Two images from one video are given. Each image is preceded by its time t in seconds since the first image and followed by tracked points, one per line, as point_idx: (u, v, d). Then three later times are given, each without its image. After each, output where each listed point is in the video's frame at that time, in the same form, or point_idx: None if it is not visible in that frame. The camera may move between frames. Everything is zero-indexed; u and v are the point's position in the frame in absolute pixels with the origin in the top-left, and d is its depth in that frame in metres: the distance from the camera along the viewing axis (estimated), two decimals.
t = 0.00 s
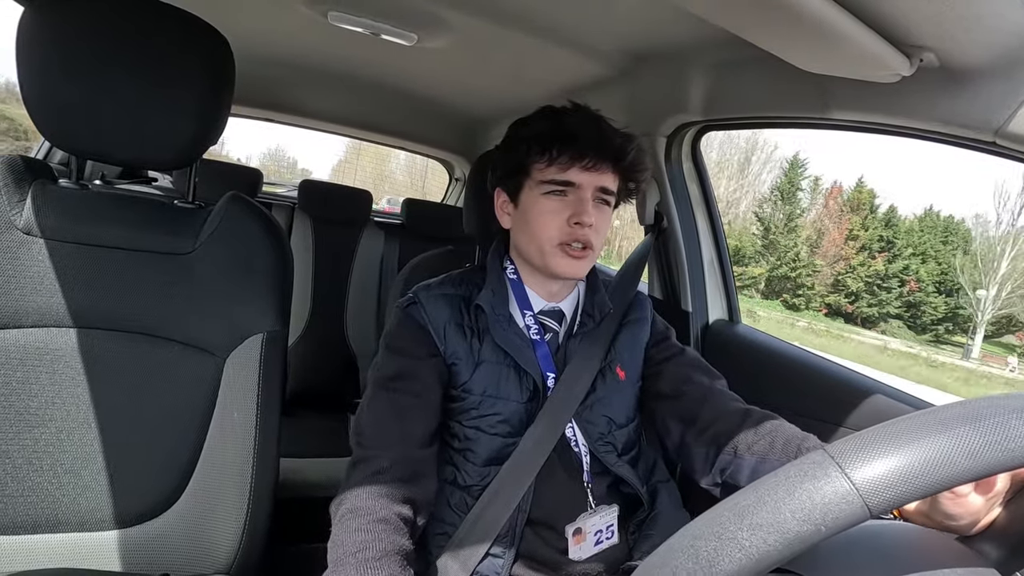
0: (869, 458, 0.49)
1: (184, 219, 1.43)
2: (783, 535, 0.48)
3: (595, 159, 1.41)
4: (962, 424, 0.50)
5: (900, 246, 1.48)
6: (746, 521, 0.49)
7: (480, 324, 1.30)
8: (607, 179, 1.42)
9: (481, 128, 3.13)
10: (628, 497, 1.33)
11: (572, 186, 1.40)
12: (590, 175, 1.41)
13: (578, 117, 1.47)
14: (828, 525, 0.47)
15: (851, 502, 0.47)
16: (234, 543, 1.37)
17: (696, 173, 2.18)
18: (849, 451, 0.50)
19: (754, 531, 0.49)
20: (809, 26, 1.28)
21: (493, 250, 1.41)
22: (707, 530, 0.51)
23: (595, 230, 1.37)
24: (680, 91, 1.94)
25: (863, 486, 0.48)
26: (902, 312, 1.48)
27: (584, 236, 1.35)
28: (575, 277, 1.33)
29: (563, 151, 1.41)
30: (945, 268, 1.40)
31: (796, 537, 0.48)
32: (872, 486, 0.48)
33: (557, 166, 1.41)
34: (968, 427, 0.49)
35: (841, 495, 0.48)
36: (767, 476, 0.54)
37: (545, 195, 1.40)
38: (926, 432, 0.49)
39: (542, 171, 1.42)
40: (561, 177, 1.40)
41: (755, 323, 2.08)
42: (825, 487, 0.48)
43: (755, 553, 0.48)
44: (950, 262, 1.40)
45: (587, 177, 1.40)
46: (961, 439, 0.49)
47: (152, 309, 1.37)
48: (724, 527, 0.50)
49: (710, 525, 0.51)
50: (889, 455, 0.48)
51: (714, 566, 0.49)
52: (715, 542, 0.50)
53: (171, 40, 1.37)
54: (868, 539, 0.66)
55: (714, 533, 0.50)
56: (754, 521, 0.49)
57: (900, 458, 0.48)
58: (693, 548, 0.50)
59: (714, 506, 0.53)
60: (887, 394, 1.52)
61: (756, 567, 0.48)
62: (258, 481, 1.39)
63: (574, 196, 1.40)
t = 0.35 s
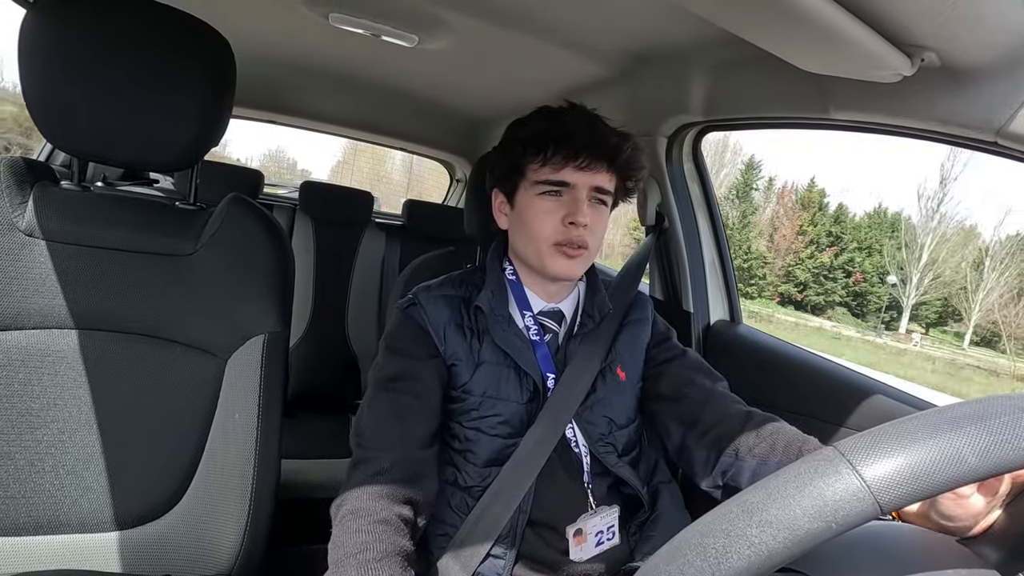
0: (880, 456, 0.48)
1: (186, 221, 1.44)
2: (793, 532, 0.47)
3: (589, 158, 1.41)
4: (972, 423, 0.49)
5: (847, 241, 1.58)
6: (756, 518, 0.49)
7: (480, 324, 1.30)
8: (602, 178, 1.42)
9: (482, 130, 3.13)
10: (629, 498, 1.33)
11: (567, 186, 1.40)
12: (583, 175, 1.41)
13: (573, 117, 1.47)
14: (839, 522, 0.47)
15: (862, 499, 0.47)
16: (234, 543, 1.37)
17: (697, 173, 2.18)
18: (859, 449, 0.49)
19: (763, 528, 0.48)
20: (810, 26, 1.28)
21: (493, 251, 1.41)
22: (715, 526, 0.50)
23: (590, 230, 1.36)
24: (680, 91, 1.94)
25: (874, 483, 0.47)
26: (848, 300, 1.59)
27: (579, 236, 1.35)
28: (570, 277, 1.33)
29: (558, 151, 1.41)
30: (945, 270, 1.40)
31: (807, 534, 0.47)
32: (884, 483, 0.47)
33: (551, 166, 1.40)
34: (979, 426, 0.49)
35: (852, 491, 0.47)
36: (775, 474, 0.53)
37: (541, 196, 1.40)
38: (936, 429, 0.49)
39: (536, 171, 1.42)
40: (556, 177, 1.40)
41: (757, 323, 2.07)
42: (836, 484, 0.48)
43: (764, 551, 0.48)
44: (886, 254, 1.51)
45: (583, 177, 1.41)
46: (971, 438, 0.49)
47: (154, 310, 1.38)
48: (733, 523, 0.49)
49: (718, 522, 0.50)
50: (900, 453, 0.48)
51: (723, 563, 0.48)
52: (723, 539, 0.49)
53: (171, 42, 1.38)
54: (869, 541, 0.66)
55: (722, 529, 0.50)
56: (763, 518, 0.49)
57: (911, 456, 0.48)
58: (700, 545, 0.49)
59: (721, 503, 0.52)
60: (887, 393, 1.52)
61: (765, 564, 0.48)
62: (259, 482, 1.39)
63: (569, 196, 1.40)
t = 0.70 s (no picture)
0: (879, 457, 0.48)
1: (187, 219, 1.44)
2: (792, 533, 0.47)
3: (588, 154, 1.41)
4: (971, 424, 0.49)
5: (801, 235, 1.72)
6: (755, 518, 0.49)
7: (479, 324, 1.30)
8: (601, 174, 1.42)
9: (483, 129, 3.13)
10: (630, 496, 1.33)
11: (566, 182, 1.40)
12: (582, 170, 1.40)
13: (572, 114, 1.48)
14: (837, 522, 0.47)
15: (861, 500, 0.47)
16: (234, 542, 1.37)
17: (698, 172, 2.17)
18: (859, 450, 0.49)
19: (762, 528, 0.48)
20: (812, 26, 1.28)
21: (492, 250, 1.41)
22: (714, 526, 0.50)
23: (589, 226, 1.36)
24: (681, 91, 1.94)
25: (873, 483, 0.47)
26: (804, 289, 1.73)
27: (580, 232, 1.35)
28: (569, 274, 1.33)
29: (559, 148, 1.42)
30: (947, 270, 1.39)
31: (805, 535, 0.47)
32: (884, 484, 0.47)
33: (551, 162, 1.41)
34: (979, 427, 0.49)
35: (851, 492, 0.47)
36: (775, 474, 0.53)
37: (540, 193, 1.40)
38: (936, 430, 0.49)
39: (535, 167, 1.42)
40: (555, 173, 1.40)
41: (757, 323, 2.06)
42: (835, 484, 0.48)
43: (763, 551, 0.47)
44: (838, 248, 1.61)
45: (582, 173, 1.40)
46: (971, 439, 0.48)
47: (155, 309, 1.38)
48: (732, 524, 0.49)
49: (717, 523, 0.50)
50: (899, 454, 0.48)
51: (722, 564, 0.48)
52: (722, 539, 0.49)
53: (172, 41, 1.37)
54: (868, 538, 0.66)
55: (721, 530, 0.49)
56: (762, 518, 0.49)
57: (910, 457, 0.48)
58: (699, 545, 0.49)
59: (721, 504, 0.52)
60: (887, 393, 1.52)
61: (764, 564, 0.47)
62: (259, 481, 1.39)
63: (569, 192, 1.40)
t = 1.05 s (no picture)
0: (880, 457, 0.48)
1: (188, 218, 1.44)
2: (793, 532, 0.47)
3: (592, 158, 1.41)
4: (972, 424, 0.49)
5: (792, 235, 1.76)
6: (755, 518, 0.49)
7: (477, 325, 1.30)
8: (602, 177, 1.42)
9: (485, 129, 3.14)
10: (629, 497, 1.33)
11: (569, 185, 1.40)
12: (584, 173, 1.40)
13: (573, 115, 1.47)
14: (838, 522, 0.47)
15: (863, 500, 0.47)
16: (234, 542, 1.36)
17: (699, 172, 2.16)
18: (860, 450, 0.49)
19: (763, 528, 0.48)
20: (814, 27, 1.28)
21: (491, 251, 1.41)
22: (714, 525, 0.50)
23: (593, 229, 1.36)
24: (682, 92, 1.94)
25: (874, 483, 0.47)
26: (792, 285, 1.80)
27: (583, 235, 1.35)
28: (573, 277, 1.33)
29: (559, 152, 1.41)
30: (952, 270, 1.39)
31: (806, 535, 0.47)
32: (885, 484, 0.47)
33: (554, 165, 1.41)
34: (980, 428, 0.49)
35: (852, 492, 0.47)
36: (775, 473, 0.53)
37: (542, 195, 1.40)
38: (936, 431, 0.49)
39: (536, 170, 1.42)
40: (557, 176, 1.40)
41: (757, 323, 2.07)
42: (837, 484, 0.48)
43: (764, 551, 0.47)
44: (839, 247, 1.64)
45: (584, 176, 1.40)
46: (973, 440, 0.49)
47: (156, 308, 1.38)
48: (732, 523, 0.49)
49: (718, 522, 0.50)
50: (900, 454, 0.48)
51: (722, 563, 0.48)
52: (722, 538, 0.49)
53: (173, 39, 1.38)
54: (866, 540, 0.66)
55: (722, 529, 0.49)
56: (763, 518, 0.48)
57: (912, 457, 0.48)
58: (700, 545, 0.49)
59: (721, 503, 0.52)
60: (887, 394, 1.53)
61: (765, 564, 0.47)
62: (259, 480, 1.39)
63: (570, 195, 1.40)
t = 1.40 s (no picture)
0: (883, 458, 0.48)
1: (189, 219, 1.44)
2: (795, 533, 0.47)
3: (593, 161, 1.41)
4: (974, 425, 0.49)
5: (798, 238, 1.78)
6: (757, 518, 0.49)
7: (477, 325, 1.30)
8: (602, 180, 1.42)
9: (485, 129, 3.14)
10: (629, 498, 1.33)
11: (572, 189, 1.40)
12: (588, 177, 1.40)
13: (576, 118, 1.47)
14: (840, 522, 0.47)
15: (865, 500, 0.47)
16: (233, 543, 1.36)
17: (699, 172, 2.16)
18: (862, 450, 0.49)
19: (764, 528, 0.48)
20: (814, 28, 1.28)
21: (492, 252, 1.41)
22: (717, 526, 0.50)
23: (594, 232, 1.36)
24: (683, 93, 1.94)
25: (877, 483, 0.47)
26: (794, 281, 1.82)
27: (585, 237, 1.35)
28: (573, 278, 1.33)
29: (562, 153, 1.41)
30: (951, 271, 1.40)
31: (808, 535, 0.47)
32: (888, 484, 0.47)
33: (556, 168, 1.40)
34: (982, 428, 0.49)
35: (854, 492, 0.47)
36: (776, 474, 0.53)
37: (544, 197, 1.40)
38: (939, 431, 0.49)
39: (539, 172, 1.42)
40: (560, 179, 1.40)
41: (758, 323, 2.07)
42: (839, 484, 0.48)
43: (766, 551, 0.47)
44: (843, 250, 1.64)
45: (587, 179, 1.40)
46: (975, 440, 0.49)
47: (156, 309, 1.38)
48: (734, 523, 0.49)
49: (719, 522, 0.50)
50: (903, 454, 0.48)
51: (724, 564, 0.48)
52: (724, 539, 0.49)
53: (173, 40, 1.38)
54: (864, 538, 0.66)
55: (724, 529, 0.49)
56: (765, 518, 0.48)
57: (914, 457, 0.48)
58: (701, 545, 0.49)
59: (723, 503, 0.52)
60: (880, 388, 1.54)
61: (767, 565, 0.47)
62: (259, 480, 1.39)
63: (572, 197, 1.40)
